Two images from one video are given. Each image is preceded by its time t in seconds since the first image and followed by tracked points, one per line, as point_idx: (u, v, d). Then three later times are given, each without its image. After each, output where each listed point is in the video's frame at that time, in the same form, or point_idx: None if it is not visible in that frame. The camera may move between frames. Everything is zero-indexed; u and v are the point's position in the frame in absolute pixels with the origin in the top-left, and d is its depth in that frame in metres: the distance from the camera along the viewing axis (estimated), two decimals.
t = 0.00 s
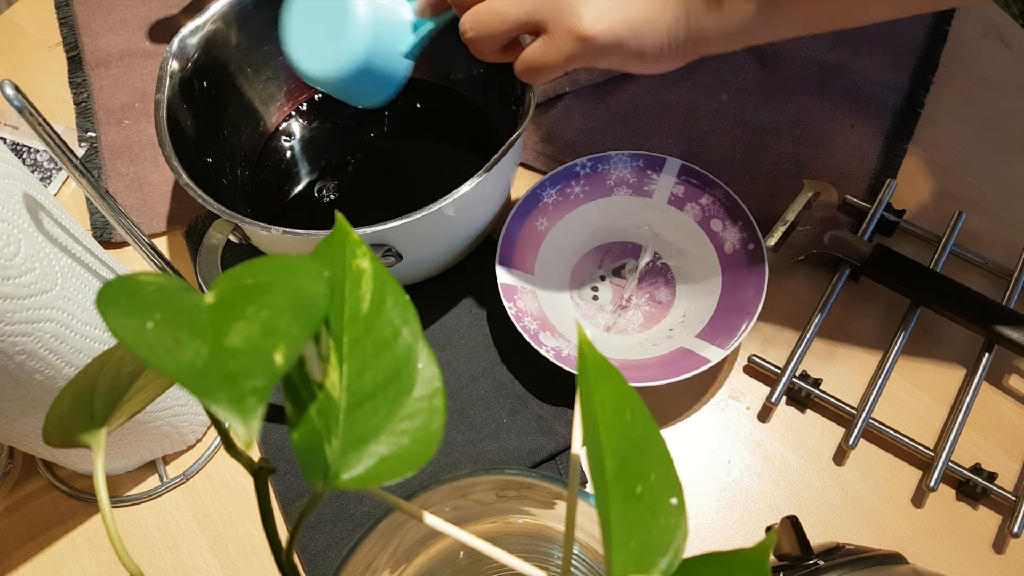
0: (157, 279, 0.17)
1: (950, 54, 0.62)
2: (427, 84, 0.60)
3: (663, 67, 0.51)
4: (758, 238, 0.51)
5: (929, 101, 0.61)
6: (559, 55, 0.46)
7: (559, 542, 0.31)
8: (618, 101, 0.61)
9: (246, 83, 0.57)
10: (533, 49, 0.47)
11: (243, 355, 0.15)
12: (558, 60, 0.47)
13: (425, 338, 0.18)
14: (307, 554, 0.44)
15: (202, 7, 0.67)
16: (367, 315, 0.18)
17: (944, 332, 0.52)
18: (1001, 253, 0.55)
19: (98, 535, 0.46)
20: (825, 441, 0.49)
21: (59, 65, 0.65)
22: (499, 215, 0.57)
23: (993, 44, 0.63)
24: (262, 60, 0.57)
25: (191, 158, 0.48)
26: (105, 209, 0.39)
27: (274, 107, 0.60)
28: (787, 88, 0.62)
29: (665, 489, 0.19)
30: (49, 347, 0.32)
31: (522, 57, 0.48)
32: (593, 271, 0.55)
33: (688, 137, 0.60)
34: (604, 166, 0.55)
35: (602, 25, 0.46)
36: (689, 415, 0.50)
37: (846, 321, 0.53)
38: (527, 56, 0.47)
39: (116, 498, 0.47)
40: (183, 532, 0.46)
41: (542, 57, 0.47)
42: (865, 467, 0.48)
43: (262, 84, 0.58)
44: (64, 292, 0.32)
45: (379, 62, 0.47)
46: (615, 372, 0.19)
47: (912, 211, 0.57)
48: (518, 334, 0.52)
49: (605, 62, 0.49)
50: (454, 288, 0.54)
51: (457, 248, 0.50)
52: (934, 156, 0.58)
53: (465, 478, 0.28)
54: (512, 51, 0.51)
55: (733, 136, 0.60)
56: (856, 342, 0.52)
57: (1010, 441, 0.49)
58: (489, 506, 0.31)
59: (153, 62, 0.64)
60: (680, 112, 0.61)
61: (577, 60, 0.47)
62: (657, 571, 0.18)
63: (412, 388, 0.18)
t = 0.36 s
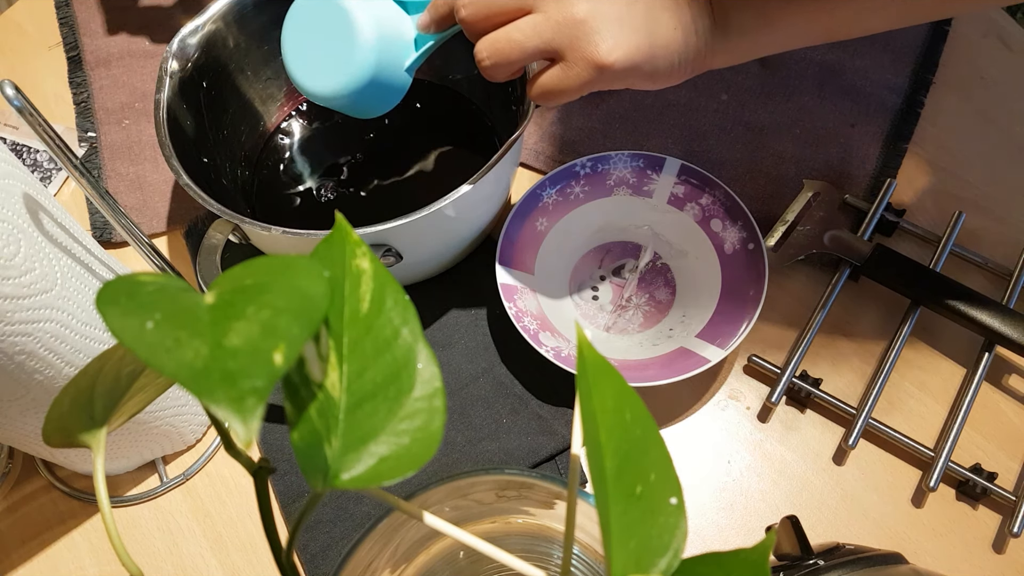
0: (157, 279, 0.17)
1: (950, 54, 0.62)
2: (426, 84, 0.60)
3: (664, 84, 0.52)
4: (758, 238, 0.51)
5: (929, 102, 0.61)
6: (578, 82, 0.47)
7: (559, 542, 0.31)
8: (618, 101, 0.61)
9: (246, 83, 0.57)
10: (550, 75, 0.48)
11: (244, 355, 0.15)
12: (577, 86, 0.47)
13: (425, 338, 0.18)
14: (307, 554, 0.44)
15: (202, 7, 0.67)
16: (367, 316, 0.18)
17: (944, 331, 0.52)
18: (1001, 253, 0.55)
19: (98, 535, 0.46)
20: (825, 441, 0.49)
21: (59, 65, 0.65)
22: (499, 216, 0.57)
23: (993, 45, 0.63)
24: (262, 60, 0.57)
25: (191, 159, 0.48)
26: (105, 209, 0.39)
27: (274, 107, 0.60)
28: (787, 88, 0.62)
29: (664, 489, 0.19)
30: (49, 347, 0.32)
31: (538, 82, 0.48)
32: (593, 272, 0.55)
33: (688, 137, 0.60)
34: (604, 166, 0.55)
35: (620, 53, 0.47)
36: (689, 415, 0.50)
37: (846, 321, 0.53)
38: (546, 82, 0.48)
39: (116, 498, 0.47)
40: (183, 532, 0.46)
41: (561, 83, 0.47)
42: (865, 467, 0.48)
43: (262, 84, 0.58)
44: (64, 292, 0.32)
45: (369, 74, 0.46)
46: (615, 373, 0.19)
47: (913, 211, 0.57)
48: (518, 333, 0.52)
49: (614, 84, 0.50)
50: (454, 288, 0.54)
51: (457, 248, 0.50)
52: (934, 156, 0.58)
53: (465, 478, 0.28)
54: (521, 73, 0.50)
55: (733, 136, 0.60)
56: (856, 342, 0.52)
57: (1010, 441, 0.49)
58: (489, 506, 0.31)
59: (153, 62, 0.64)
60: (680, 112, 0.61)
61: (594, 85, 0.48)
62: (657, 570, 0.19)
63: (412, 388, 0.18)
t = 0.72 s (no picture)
0: (157, 279, 0.17)
1: (951, 53, 0.62)
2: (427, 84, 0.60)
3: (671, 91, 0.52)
4: (758, 238, 0.51)
5: (929, 101, 0.61)
6: (587, 96, 0.48)
7: (559, 542, 0.31)
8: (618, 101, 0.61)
9: (246, 83, 0.57)
10: (560, 90, 0.49)
11: (244, 356, 0.15)
12: (585, 101, 0.48)
13: (425, 338, 0.18)
14: (307, 554, 0.44)
15: (202, 7, 0.67)
16: (367, 315, 0.18)
17: (944, 331, 0.52)
18: (1001, 253, 0.55)
19: (98, 535, 0.46)
20: (825, 441, 0.49)
21: (59, 64, 0.65)
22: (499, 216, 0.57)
23: (993, 44, 0.63)
24: (262, 60, 0.57)
25: (191, 159, 0.48)
26: (105, 209, 0.39)
27: (274, 107, 0.60)
28: (787, 88, 0.62)
29: (664, 489, 0.19)
30: (49, 347, 0.32)
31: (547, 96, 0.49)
32: (593, 272, 0.55)
33: (688, 137, 0.60)
34: (604, 166, 0.55)
35: (628, 67, 0.47)
36: (689, 415, 0.50)
37: (846, 321, 0.53)
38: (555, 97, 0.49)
39: (116, 498, 0.47)
40: (183, 532, 0.46)
41: (568, 100, 0.48)
42: (865, 466, 0.48)
43: (262, 84, 0.58)
44: (64, 292, 0.32)
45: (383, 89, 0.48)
46: (615, 372, 0.19)
47: (913, 211, 0.57)
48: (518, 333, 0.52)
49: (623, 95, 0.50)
50: (454, 288, 0.54)
51: (457, 248, 0.50)
52: (934, 156, 0.58)
53: (465, 478, 0.28)
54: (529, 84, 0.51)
55: (733, 136, 0.60)
56: (856, 342, 0.52)
57: (1010, 441, 0.49)
58: (489, 506, 0.31)
59: (153, 62, 0.64)
60: (680, 112, 0.61)
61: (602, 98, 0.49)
62: (657, 570, 0.19)
63: (412, 388, 0.18)
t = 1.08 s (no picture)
0: (157, 280, 0.17)
1: (951, 53, 0.62)
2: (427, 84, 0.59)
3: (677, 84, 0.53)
4: (759, 238, 0.51)
5: (929, 101, 0.61)
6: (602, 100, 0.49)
7: (559, 542, 0.31)
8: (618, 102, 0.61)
9: (246, 83, 0.57)
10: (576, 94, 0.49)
11: (244, 356, 0.15)
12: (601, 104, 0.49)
13: (425, 338, 0.18)
14: (307, 554, 0.44)
15: (202, 7, 0.67)
16: (367, 315, 0.18)
17: (944, 331, 0.52)
18: (1001, 253, 0.55)
19: (98, 535, 0.46)
20: (825, 441, 0.49)
21: (58, 64, 0.65)
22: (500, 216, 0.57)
23: (993, 44, 0.63)
24: (262, 60, 0.57)
25: (191, 159, 0.48)
26: (105, 209, 0.39)
27: (274, 107, 0.60)
28: (787, 88, 0.62)
29: (664, 489, 0.19)
30: (49, 347, 0.32)
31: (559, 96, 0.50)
32: (593, 271, 0.55)
33: (688, 137, 0.60)
34: (604, 166, 0.55)
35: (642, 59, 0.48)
36: (689, 415, 0.50)
37: (845, 321, 0.53)
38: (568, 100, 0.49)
39: (116, 498, 0.47)
40: (182, 532, 0.46)
41: (589, 89, 0.47)
42: (865, 466, 0.48)
43: (262, 84, 0.58)
44: (64, 292, 0.32)
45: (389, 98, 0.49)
46: (615, 372, 0.19)
47: (913, 211, 0.57)
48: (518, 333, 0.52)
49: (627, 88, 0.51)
50: (453, 288, 0.54)
51: (457, 248, 0.50)
52: (934, 156, 0.58)
53: (465, 478, 0.28)
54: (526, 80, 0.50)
55: (734, 136, 0.60)
56: (856, 342, 0.52)
57: (1010, 441, 0.49)
58: (489, 506, 0.31)
59: (152, 61, 0.64)
60: (680, 112, 0.61)
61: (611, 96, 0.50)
62: (657, 570, 0.19)
63: (412, 388, 0.18)
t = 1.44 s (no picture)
0: (158, 279, 0.17)
1: (950, 54, 0.62)
2: (427, 85, 0.60)
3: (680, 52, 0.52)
4: (758, 238, 0.51)
5: (928, 102, 0.61)
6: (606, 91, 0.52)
7: (559, 542, 0.31)
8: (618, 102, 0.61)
9: (246, 83, 0.57)
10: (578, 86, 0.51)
11: (243, 355, 0.15)
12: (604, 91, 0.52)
13: (425, 338, 0.18)
14: (307, 554, 0.44)
15: (202, 7, 0.67)
16: (367, 315, 0.18)
17: (944, 331, 0.52)
18: (1001, 253, 0.55)
19: (98, 535, 0.46)
20: (825, 441, 0.49)
21: (58, 64, 0.65)
22: (499, 216, 0.57)
23: (993, 44, 0.63)
24: (262, 60, 0.57)
25: (191, 159, 0.48)
26: (105, 209, 0.39)
27: (274, 107, 0.60)
28: (787, 88, 0.62)
29: (664, 489, 0.19)
30: (49, 347, 0.32)
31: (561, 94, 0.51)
32: (593, 271, 0.55)
33: (688, 136, 0.60)
34: (604, 166, 0.56)
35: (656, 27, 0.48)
36: (689, 415, 0.50)
37: (845, 322, 0.53)
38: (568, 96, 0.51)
39: (116, 498, 0.47)
40: (182, 532, 0.46)
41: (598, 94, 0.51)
42: (865, 466, 0.48)
43: (262, 84, 0.58)
44: (64, 293, 0.32)
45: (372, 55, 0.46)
46: (615, 373, 0.19)
47: (913, 211, 0.57)
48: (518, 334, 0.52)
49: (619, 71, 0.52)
50: (453, 288, 0.54)
51: (457, 248, 0.50)
52: (934, 156, 0.58)
53: (466, 478, 0.28)
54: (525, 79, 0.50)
55: (733, 136, 0.60)
56: (856, 342, 0.52)
57: (1010, 441, 0.49)
58: (489, 506, 0.31)
59: (152, 62, 0.64)
60: (680, 113, 0.61)
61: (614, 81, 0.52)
62: (657, 570, 0.19)
63: (412, 388, 0.18)
